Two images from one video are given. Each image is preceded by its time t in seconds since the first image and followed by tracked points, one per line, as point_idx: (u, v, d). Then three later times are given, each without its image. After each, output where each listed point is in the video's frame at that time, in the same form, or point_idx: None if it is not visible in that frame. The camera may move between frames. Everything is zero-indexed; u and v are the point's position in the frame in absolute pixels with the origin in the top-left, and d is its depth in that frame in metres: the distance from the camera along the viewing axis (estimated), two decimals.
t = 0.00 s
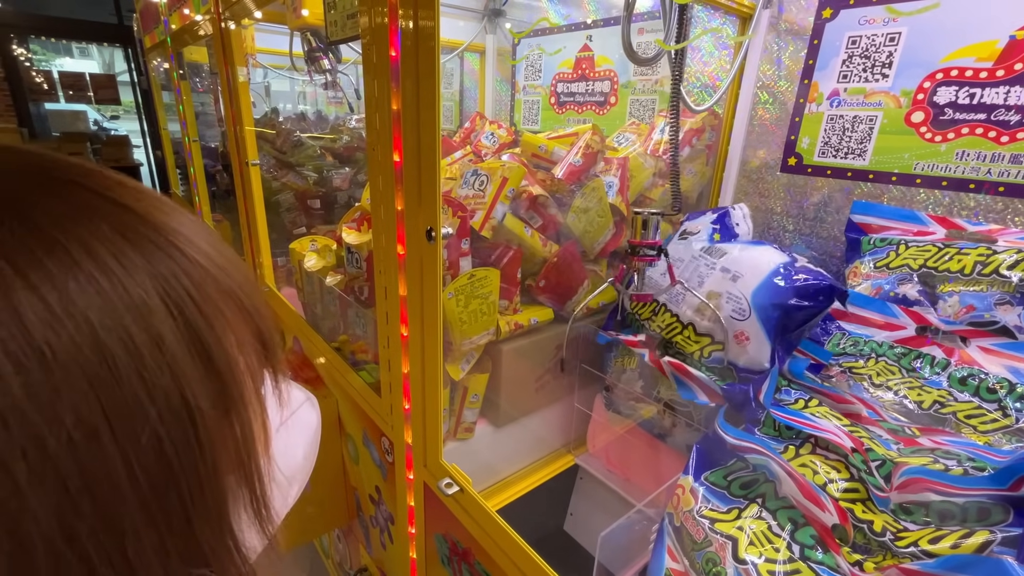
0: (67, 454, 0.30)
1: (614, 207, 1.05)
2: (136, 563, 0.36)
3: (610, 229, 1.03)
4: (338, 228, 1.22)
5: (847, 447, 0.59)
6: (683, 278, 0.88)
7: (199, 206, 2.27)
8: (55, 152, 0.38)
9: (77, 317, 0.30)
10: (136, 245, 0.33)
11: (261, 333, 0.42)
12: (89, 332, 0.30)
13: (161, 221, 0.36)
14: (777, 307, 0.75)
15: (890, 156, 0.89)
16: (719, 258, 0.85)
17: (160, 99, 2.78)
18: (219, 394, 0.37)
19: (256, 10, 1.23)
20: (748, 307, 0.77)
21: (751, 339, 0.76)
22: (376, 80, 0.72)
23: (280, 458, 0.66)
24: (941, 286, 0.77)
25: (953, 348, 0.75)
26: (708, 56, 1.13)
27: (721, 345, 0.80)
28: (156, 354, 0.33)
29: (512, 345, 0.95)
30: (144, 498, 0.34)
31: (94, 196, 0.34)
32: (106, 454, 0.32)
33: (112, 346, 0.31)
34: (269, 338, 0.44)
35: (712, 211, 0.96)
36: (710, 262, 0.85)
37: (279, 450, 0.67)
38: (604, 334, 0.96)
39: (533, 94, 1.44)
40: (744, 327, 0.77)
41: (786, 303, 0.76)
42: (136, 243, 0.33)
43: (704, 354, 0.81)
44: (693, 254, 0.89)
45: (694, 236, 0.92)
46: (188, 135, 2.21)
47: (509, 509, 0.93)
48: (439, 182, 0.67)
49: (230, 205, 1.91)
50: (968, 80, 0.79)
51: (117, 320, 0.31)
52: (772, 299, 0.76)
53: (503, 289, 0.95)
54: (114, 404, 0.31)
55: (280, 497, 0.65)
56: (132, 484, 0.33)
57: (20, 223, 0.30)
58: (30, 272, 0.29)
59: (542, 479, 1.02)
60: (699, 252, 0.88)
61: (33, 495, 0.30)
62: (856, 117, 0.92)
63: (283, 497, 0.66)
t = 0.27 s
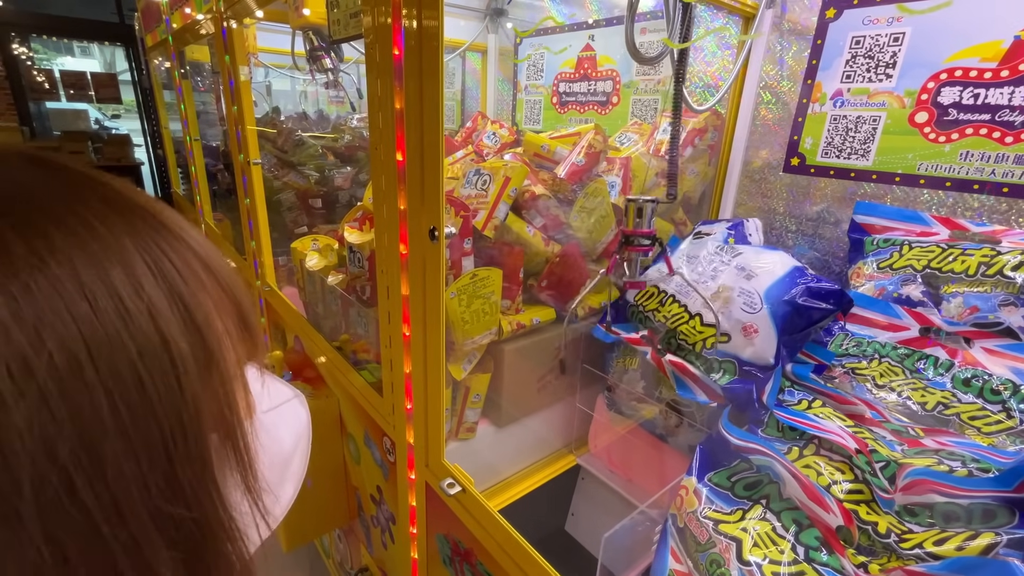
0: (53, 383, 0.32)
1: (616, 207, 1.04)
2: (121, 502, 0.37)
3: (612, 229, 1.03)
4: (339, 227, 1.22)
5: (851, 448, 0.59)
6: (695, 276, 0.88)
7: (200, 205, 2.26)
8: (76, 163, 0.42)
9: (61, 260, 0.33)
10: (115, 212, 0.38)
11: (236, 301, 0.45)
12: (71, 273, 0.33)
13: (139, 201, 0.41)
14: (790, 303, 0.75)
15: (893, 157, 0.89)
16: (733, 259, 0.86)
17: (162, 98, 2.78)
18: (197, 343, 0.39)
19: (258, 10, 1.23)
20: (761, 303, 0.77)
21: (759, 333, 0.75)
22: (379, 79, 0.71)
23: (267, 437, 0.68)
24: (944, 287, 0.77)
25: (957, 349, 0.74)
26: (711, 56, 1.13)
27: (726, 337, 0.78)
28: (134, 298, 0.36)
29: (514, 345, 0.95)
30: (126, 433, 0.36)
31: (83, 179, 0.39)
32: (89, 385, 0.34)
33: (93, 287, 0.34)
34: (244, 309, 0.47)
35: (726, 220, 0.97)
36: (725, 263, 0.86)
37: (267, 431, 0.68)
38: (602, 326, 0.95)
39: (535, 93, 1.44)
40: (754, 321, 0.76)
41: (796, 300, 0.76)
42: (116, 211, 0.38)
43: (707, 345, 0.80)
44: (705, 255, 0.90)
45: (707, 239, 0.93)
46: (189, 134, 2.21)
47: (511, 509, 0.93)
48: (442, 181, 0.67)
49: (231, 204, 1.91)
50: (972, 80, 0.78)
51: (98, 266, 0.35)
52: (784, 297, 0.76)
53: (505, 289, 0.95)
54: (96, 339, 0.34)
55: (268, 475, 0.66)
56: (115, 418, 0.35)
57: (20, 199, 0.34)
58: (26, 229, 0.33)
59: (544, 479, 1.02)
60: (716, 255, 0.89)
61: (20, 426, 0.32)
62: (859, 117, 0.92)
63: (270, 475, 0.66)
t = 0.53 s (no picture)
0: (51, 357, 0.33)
1: (617, 207, 1.04)
2: (120, 475, 0.37)
3: (613, 229, 1.03)
4: (340, 226, 1.22)
5: (853, 448, 0.59)
6: (698, 273, 0.88)
7: (201, 204, 2.26)
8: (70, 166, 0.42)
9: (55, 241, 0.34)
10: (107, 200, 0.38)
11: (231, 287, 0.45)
12: (65, 253, 0.34)
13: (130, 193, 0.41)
14: (794, 301, 0.75)
15: (895, 157, 0.89)
16: (738, 258, 0.86)
17: (162, 97, 2.78)
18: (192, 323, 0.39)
19: (259, 9, 1.23)
20: (766, 300, 0.77)
21: (763, 330, 0.75)
22: (381, 78, 0.71)
23: (262, 428, 0.68)
24: (946, 287, 0.77)
25: (958, 350, 0.74)
26: (713, 56, 1.13)
27: (729, 334, 0.78)
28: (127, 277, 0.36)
29: (515, 345, 0.94)
30: (124, 409, 0.36)
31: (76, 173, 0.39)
32: (86, 360, 0.34)
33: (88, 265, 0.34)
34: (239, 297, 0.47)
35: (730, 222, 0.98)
36: (729, 262, 0.86)
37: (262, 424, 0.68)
38: (602, 323, 0.95)
39: (536, 93, 1.44)
40: (758, 319, 0.76)
41: (801, 297, 0.76)
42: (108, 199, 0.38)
43: (710, 343, 0.80)
44: (710, 253, 0.89)
45: (711, 238, 0.93)
46: (190, 133, 2.21)
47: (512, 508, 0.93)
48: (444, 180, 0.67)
49: (232, 203, 1.91)
50: (974, 81, 0.78)
51: (91, 248, 0.35)
52: (789, 294, 0.76)
53: (506, 288, 0.94)
54: (92, 315, 0.34)
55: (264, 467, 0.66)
56: (112, 393, 0.35)
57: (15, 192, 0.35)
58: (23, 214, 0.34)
59: (545, 479, 1.02)
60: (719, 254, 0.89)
61: (19, 400, 0.32)
62: (862, 117, 0.92)
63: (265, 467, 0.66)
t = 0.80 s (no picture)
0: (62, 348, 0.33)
1: (618, 207, 1.05)
2: (130, 464, 0.37)
3: (614, 229, 1.03)
4: (341, 225, 1.22)
5: (852, 449, 0.59)
6: (698, 273, 0.88)
7: (201, 202, 2.26)
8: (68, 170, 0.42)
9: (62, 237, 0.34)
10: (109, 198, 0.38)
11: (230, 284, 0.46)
12: (74, 247, 0.34)
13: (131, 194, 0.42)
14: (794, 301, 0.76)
15: (896, 158, 0.89)
16: (739, 259, 0.86)
17: (163, 95, 2.78)
18: (195, 316, 0.39)
19: (260, 8, 1.23)
20: (766, 300, 0.77)
21: (763, 330, 0.75)
22: (383, 78, 0.72)
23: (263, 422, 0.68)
24: (946, 289, 0.77)
25: (958, 351, 0.75)
26: (714, 57, 1.13)
27: (729, 334, 0.78)
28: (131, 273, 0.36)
29: (515, 344, 0.94)
30: (133, 399, 0.36)
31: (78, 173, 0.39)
32: (96, 351, 0.34)
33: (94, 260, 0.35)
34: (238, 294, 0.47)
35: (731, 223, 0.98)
36: (729, 262, 0.86)
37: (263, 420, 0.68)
38: (602, 322, 0.95)
39: (537, 93, 1.45)
40: (758, 318, 0.76)
41: (801, 297, 0.76)
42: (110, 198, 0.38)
43: (710, 343, 0.79)
44: (710, 254, 0.90)
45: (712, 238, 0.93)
46: (191, 131, 2.21)
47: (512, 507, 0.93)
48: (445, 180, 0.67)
49: (233, 202, 1.91)
50: (975, 82, 0.78)
51: (98, 241, 0.35)
52: (788, 295, 0.76)
53: (507, 287, 0.95)
54: (99, 306, 0.34)
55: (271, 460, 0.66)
56: (121, 383, 0.35)
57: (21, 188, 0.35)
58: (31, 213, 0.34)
59: (544, 479, 1.01)
60: (720, 254, 0.89)
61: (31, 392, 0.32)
62: (862, 118, 0.92)
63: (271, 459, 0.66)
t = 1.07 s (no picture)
0: (105, 402, 0.31)
1: (619, 206, 1.05)
2: (167, 507, 0.36)
3: (615, 228, 1.03)
4: (343, 223, 1.22)
5: (853, 449, 0.59)
6: (700, 272, 0.87)
7: (202, 200, 2.27)
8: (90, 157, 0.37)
9: (105, 274, 0.30)
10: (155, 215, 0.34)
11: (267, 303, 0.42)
12: (119, 285, 0.31)
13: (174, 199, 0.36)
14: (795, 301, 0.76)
15: (898, 158, 0.89)
16: (741, 259, 0.86)
17: (165, 94, 2.79)
18: (233, 356, 0.37)
19: (261, 7, 1.23)
20: (768, 300, 0.76)
21: (765, 330, 0.75)
22: (385, 77, 0.71)
23: (284, 431, 0.65)
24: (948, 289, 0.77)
25: (959, 351, 0.74)
26: (715, 56, 1.13)
27: (731, 333, 0.78)
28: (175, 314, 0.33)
29: (516, 344, 0.94)
30: (173, 445, 0.34)
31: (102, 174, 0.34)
32: (137, 403, 0.32)
33: (137, 300, 0.31)
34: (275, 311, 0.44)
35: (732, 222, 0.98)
36: (731, 262, 0.86)
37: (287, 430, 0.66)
38: (603, 322, 0.95)
39: (538, 92, 1.45)
40: (760, 318, 0.76)
41: (803, 297, 0.76)
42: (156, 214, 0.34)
43: (711, 342, 0.79)
44: (712, 254, 0.90)
45: (714, 238, 0.93)
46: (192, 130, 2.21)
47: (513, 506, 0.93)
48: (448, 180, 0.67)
49: (234, 201, 1.91)
50: (977, 82, 0.78)
51: (142, 275, 0.32)
52: (790, 295, 0.76)
53: (509, 286, 0.95)
54: (142, 355, 0.31)
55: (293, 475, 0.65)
56: (162, 430, 0.33)
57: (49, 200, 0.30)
58: (68, 241, 0.30)
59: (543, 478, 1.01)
60: (721, 254, 0.89)
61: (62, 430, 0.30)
62: (864, 118, 0.92)
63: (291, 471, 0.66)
